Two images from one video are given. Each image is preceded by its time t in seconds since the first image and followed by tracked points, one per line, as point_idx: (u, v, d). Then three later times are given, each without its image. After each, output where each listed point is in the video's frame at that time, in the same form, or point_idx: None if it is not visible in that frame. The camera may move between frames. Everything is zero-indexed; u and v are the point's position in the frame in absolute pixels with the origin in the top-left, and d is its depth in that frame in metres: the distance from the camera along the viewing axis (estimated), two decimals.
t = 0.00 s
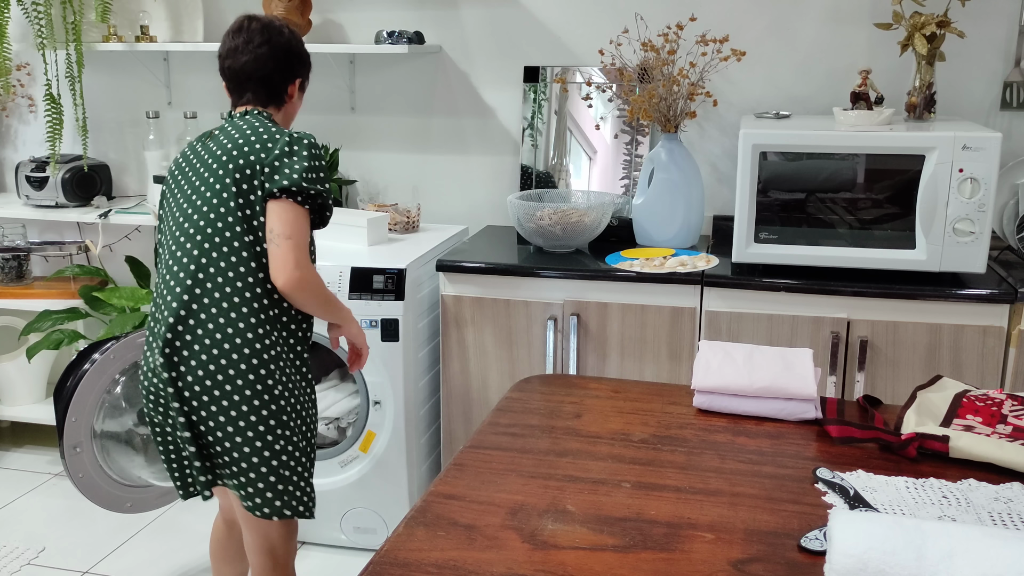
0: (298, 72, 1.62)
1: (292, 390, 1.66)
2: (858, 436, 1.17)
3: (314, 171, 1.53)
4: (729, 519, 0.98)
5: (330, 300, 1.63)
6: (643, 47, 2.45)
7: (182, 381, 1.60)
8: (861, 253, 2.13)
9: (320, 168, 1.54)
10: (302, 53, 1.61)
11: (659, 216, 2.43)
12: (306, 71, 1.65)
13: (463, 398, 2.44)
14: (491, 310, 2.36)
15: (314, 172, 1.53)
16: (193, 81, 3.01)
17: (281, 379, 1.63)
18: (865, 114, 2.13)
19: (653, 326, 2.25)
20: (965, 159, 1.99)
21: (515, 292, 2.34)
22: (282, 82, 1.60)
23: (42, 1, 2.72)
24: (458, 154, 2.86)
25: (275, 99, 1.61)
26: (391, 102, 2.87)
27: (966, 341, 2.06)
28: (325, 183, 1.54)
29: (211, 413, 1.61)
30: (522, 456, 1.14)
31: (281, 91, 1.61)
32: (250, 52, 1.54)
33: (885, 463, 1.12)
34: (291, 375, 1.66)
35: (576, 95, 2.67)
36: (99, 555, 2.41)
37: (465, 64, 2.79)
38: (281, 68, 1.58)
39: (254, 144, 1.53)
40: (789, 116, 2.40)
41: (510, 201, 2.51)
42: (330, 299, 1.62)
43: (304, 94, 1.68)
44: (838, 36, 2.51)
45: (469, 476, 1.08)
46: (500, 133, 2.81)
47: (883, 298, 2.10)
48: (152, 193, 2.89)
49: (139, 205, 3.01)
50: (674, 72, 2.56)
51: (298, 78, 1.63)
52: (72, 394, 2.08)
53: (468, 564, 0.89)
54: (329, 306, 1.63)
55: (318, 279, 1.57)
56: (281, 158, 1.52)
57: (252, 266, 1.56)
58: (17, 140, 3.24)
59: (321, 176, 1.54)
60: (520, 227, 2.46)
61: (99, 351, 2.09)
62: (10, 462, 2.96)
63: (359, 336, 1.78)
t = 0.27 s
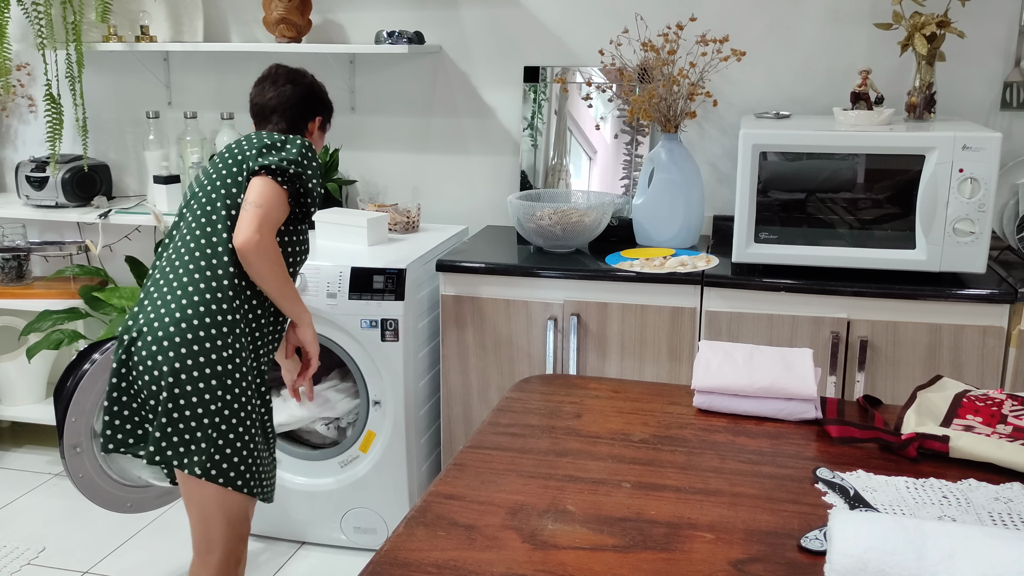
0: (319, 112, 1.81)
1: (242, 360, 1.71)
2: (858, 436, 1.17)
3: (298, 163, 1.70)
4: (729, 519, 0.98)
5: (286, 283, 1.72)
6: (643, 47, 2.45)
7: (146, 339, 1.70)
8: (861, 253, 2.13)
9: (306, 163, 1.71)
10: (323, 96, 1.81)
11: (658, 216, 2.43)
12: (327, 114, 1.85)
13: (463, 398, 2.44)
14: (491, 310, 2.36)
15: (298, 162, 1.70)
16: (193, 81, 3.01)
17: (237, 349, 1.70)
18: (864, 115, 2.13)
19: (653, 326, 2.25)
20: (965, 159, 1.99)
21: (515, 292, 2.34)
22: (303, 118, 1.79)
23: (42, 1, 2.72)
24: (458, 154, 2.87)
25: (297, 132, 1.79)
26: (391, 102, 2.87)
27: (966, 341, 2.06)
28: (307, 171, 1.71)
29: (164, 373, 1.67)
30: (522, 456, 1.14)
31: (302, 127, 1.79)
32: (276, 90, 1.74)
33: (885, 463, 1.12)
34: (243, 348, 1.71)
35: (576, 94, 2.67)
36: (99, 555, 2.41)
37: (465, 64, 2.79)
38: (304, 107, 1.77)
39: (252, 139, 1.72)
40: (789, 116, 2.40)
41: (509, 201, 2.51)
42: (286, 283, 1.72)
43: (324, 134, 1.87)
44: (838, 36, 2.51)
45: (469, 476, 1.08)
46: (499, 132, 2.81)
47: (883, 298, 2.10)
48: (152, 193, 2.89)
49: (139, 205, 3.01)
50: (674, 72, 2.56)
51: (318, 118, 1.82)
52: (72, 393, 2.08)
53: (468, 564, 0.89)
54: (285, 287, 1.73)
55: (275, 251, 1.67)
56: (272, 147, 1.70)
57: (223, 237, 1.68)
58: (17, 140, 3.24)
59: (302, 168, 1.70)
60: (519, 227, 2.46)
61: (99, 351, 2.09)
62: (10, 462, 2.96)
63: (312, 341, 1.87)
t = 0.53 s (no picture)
0: (321, 109, 1.81)
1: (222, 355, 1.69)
2: (858, 436, 1.17)
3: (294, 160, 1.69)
4: (729, 519, 0.98)
5: (279, 281, 1.72)
6: (643, 47, 2.45)
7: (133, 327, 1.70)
8: (861, 253, 2.13)
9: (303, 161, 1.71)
10: (327, 94, 1.81)
11: (658, 216, 2.43)
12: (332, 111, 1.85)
13: (463, 398, 2.44)
14: (491, 310, 2.36)
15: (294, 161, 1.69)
16: (193, 81, 3.01)
17: (221, 341, 1.69)
18: (864, 115, 2.13)
19: (653, 326, 2.25)
20: (965, 159, 1.99)
21: (515, 292, 2.34)
22: (305, 115, 1.79)
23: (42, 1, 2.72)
24: (458, 154, 2.87)
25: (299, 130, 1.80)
26: (391, 102, 2.87)
27: (966, 341, 2.06)
28: (303, 170, 1.70)
29: (146, 361, 1.66)
30: (522, 456, 1.14)
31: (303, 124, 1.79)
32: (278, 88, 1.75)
33: (885, 464, 1.12)
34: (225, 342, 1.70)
35: (576, 95, 2.67)
36: (99, 555, 2.41)
37: (465, 64, 2.79)
38: (306, 103, 1.77)
39: (249, 135, 1.73)
40: (789, 116, 2.39)
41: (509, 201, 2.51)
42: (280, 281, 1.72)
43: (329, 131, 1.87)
44: (838, 36, 2.51)
45: (468, 476, 1.08)
46: (499, 132, 2.81)
47: (883, 298, 2.10)
48: (151, 193, 2.89)
49: (139, 205, 3.01)
50: (674, 72, 2.56)
51: (321, 115, 1.82)
52: (71, 394, 2.08)
53: (467, 565, 0.89)
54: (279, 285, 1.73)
55: (270, 249, 1.67)
56: (268, 144, 1.70)
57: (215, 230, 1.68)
58: (17, 140, 3.24)
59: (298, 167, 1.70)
60: (519, 227, 2.46)
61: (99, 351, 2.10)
62: (10, 462, 2.96)
63: (304, 339, 1.88)
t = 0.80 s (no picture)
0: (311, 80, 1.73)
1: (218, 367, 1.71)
2: (858, 436, 1.17)
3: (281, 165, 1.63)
4: (729, 519, 0.98)
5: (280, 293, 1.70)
6: (643, 47, 2.45)
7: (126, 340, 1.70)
8: (861, 253, 2.13)
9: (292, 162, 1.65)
10: (319, 65, 1.73)
11: (658, 216, 2.43)
12: (325, 83, 1.77)
13: (463, 397, 2.44)
14: (491, 310, 2.36)
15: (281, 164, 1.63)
16: (193, 81, 3.01)
17: (214, 353, 1.70)
18: (864, 115, 2.13)
19: (653, 326, 2.25)
20: (965, 159, 1.99)
21: (515, 292, 2.34)
22: (294, 87, 1.71)
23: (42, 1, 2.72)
24: (458, 154, 2.87)
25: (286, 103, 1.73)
26: (391, 102, 2.87)
27: (966, 341, 2.06)
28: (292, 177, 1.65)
29: (142, 374, 1.68)
30: (522, 456, 1.14)
31: (291, 96, 1.72)
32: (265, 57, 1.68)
33: (885, 463, 1.12)
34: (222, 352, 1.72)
35: (576, 95, 2.67)
36: (99, 555, 2.41)
37: (465, 64, 2.79)
38: (295, 74, 1.70)
39: (236, 131, 1.65)
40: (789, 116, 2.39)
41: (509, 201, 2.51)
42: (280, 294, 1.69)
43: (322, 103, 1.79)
44: (838, 37, 2.51)
45: (468, 476, 1.08)
46: (499, 132, 2.81)
47: (883, 298, 2.10)
48: (151, 193, 2.89)
49: (139, 205, 3.01)
50: (674, 72, 2.56)
51: (311, 86, 1.74)
52: (71, 394, 2.08)
53: (467, 564, 0.89)
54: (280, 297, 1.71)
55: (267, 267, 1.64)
56: (255, 146, 1.63)
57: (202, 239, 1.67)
58: (17, 140, 3.24)
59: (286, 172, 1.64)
60: (520, 226, 2.46)
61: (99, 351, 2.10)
62: (10, 462, 2.96)
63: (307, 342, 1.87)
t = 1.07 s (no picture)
0: (275, 50, 1.66)
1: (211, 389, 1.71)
2: (858, 436, 1.17)
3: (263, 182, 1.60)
4: (729, 519, 0.98)
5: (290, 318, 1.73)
6: (643, 47, 2.45)
7: (116, 362, 1.70)
8: (861, 252, 2.13)
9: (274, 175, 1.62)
10: (282, 33, 1.65)
11: (658, 216, 2.43)
12: (291, 55, 1.70)
13: (463, 397, 2.44)
14: (491, 310, 2.36)
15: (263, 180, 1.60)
16: (193, 81, 3.01)
17: (206, 375, 1.69)
18: (865, 115, 2.13)
19: (653, 326, 2.25)
20: (965, 159, 1.99)
21: (515, 292, 2.34)
22: (256, 58, 1.64)
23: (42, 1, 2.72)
24: (458, 154, 2.87)
25: (249, 75, 1.67)
26: (391, 102, 2.87)
27: (966, 341, 2.06)
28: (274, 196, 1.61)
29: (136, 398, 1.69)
30: (523, 455, 1.14)
31: (253, 68, 1.66)
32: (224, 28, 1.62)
33: (885, 464, 1.12)
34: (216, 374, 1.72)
35: (576, 95, 2.67)
36: (99, 555, 2.41)
37: (465, 64, 2.79)
38: (258, 46, 1.63)
39: (212, 142, 1.59)
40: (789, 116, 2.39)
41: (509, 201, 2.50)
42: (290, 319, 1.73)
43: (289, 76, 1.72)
44: (838, 37, 2.51)
45: (468, 476, 1.08)
46: (499, 132, 2.81)
47: (883, 298, 2.10)
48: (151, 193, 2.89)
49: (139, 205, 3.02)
50: (674, 72, 2.56)
51: (275, 58, 1.67)
52: (71, 394, 2.08)
53: (467, 565, 0.89)
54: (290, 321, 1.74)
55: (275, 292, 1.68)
56: (235, 162, 1.58)
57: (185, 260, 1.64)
58: (17, 140, 3.25)
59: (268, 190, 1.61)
60: (519, 227, 2.46)
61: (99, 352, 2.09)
62: (10, 462, 2.96)
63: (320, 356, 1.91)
